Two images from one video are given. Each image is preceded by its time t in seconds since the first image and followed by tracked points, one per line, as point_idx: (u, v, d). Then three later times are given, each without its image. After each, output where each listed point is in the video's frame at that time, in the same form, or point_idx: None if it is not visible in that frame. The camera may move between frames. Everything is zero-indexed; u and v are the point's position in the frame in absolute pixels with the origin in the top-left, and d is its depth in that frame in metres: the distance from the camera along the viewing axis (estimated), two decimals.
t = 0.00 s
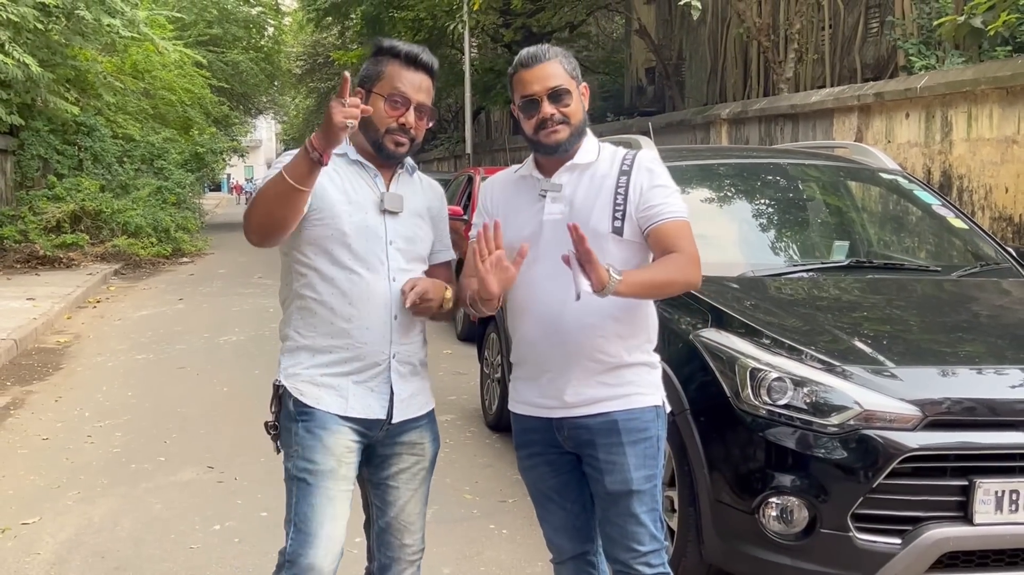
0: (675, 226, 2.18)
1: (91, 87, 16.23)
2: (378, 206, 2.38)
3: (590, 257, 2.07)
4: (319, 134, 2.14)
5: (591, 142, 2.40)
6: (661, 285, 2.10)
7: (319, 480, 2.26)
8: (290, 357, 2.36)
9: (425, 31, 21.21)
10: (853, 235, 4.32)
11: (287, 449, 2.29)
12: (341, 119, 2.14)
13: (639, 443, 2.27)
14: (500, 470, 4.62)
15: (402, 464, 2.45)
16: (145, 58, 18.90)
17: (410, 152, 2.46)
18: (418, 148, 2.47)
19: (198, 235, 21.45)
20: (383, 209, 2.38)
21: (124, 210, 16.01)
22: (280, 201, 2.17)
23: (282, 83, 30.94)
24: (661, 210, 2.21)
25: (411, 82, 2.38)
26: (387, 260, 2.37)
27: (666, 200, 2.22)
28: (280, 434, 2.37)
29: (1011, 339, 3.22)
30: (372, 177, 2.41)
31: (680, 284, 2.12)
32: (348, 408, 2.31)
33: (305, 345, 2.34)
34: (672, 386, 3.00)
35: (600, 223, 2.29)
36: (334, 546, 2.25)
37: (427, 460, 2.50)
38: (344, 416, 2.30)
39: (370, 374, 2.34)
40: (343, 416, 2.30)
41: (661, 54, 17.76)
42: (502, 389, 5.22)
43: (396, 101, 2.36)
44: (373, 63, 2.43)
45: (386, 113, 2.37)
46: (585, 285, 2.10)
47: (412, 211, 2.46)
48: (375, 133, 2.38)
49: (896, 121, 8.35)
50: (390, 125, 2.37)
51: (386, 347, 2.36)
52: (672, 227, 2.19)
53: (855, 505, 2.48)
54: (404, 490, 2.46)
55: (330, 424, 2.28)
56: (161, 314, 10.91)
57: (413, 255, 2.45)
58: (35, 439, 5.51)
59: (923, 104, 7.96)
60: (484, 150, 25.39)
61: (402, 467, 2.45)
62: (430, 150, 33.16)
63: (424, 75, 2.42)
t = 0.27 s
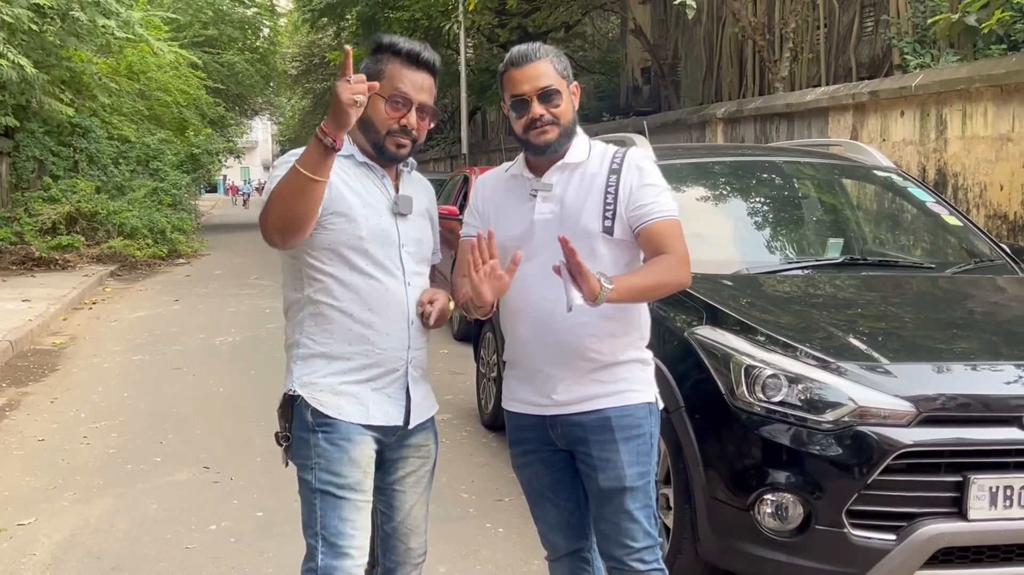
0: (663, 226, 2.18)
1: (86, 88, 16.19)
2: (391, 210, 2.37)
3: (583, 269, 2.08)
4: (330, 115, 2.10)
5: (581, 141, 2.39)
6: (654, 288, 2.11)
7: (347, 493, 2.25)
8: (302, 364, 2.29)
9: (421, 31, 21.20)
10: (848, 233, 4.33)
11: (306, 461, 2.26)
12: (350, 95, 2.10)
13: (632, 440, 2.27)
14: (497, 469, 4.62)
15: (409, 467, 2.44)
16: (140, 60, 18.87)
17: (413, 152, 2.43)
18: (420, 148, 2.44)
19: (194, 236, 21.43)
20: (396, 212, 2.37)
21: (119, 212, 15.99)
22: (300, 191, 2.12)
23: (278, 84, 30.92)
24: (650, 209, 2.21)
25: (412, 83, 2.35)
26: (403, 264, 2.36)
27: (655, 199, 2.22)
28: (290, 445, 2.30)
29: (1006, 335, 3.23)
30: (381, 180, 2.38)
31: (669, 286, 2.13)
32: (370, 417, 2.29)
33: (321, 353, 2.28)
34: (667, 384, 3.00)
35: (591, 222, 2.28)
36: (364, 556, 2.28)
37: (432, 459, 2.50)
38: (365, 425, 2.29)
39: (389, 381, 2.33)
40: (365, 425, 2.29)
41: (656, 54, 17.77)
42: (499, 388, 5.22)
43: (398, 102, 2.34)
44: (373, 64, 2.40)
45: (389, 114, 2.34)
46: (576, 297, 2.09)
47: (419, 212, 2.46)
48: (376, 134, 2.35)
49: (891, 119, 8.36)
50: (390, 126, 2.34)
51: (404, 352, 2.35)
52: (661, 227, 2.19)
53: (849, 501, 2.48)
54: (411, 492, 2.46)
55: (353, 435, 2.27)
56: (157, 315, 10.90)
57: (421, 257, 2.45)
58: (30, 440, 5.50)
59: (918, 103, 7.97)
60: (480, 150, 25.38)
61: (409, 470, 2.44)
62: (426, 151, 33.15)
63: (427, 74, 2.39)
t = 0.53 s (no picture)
0: (654, 226, 2.19)
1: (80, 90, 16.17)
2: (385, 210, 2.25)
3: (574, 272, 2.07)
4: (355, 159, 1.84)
5: (573, 141, 2.40)
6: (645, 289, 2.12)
7: (356, 518, 2.14)
8: (304, 377, 2.13)
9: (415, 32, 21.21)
10: (842, 232, 4.34)
11: (310, 484, 2.12)
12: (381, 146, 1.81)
13: (622, 435, 2.27)
14: (492, 469, 4.62)
15: (403, 477, 2.39)
16: (134, 61, 18.85)
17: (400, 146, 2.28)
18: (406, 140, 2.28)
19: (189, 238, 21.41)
20: (390, 212, 2.25)
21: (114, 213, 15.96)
22: (315, 219, 1.93)
23: (272, 85, 30.91)
24: (642, 210, 2.22)
25: (399, 74, 2.15)
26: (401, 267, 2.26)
27: (646, 200, 2.23)
28: (291, 468, 2.15)
29: (998, 333, 3.24)
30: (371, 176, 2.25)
31: (660, 286, 2.14)
32: (378, 433, 2.18)
33: (325, 365, 2.13)
34: (661, 382, 3.01)
35: (582, 223, 2.29)
36: None
37: (422, 465, 2.44)
38: (373, 442, 2.17)
39: (393, 390, 2.23)
40: (373, 442, 2.18)
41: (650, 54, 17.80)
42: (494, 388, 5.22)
43: (385, 94, 2.14)
44: (354, 53, 2.18)
45: (375, 109, 2.14)
46: (569, 301, 2.08)
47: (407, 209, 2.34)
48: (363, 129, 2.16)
49: (884, 118, 8.39)
50: (379, 121, 2.14)
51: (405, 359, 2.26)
52: (653, 228, 2.19)
53: (842, 498, 2.49)
54: (405, 502, 2.42)
55: (361, 455, 2.16)
56: (151, 316, 10.89)
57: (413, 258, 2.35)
58: (25, 442, 5.49)
59: (911, 102, 8.00)
60: (475, 151, 25.40)
61: (403, 480, 2.39)
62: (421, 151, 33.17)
63: (412, 64, 2.19)
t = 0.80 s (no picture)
0: (657, 228, 2.19)
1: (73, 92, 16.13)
2: (375, 202, 2.24)
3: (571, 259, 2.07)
4: (349, 156, 1.82)
5: (575, 141, 2.40)
6: (643, 288, 2.11)
7: (352, 528, 2.15)
8: (300, 382, 2.11)
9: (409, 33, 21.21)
10: (835, 232, 4.35)
11: (306, 493, 2.12)
12: (377, 140, 1.78)
13: (613, 444, 2.27)
14: (487, 469, 4.63)
15: (400, 477, 2.39)
16: (127, 63, 18.82)
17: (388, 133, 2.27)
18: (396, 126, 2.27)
19: (182, 240, 21.37)
20: (380, 204, 2.24)
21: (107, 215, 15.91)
22: (306, 219, 1.91)
23: (266, 87, 30.88)
24: (644, 212, 2.22)
25: (387, 57, 2.15)
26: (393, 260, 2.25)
27: (648, 202, 2.22)
28: (286, 475, 2.13)
29: (991, 331, 3.26)
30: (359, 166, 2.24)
31: (661, 287, 2.13)
32: (376, 438, 2.19)
33: (321, 369, 2.12)
34: (656, 382, 3.02)
35: (582, 225, 2.30)
36: None
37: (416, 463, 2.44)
38: (370, 447, 2.18)
39: (390, 392, 2.24)
40: (370, 448, 2.19)
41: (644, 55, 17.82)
42: (489, 388, 5.23)
43: (373, 79, 2.13)
44: (340, 36, 2.18)
45: (362, 93, 2.13)
46: (564, 288, 2.09)
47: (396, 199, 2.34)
48: (350, 114, 2.15)
49: (877, 118, 8.42)
50: (367, 106, 2.13)
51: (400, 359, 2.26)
52: (654, 230, 2.19)
53: (836, 496, 2.50)
54: (399, 500, 2.42)
55: (357, 464, 2.16)
56: (146, 318, 10.87)
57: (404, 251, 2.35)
58: (20, 444, 5.48)
59: (904, 102, 8.02)
60: (469, 152, 25.39)
61: (400, 480, 2.39)
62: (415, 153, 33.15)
63: (401, 47, 2.19)
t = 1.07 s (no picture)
0: (671, 236, 2.11)
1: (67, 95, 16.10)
2: (366, 205, 2.25)
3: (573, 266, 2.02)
4: (341, 157, 1.81)
5: (598, 141, 2.37)
6: (649, 300, 2.03)
7: (347, 536, 2.16)
8: (292, 389, 2.11)
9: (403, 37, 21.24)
10: (830, 234, 4.36)
11: (301, 501, 2.12)
12: (369, 141, 1.78)
13: (618, 465, 2.24)
14: (483, 472, 4.63)
15: (398, 482, 2.39)
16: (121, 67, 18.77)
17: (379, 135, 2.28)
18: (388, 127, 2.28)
19: (177, 244, 21.34)
20: (371, 208, 2.25)
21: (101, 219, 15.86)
22: (297, 223, 1.90)
23: (260, 90, 30.87)
24: (658, 217, 2.14)
25: (377, 55, 2.16)
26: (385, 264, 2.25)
27: (664, 206, 2.15)
28: (280, 485, 2.13)
29: (985, 333, 3.27)
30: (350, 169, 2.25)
31: (674, 298, 2.04)
32: (370, 444, 2.20)
33: (315, 376, 2.12)
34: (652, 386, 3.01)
35: (594, 230, 2.27)
36: None
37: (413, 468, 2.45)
38: (365, 454, 2.19)
39: (385, 399, 2.24)
40: (364, 455, 2.19)
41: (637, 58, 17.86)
42: (484, 391, 5.23)
43: (363, 79, 2.14)
44: (329, 35, 2.19)
45: (352, 93, 2.14)
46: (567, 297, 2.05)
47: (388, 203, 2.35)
48: (340, 115, 2.16)
49: (870, 121, 8.45)
50: (356, 106, 2.14)
51: (395, 365, 2.27)
52: (669, 236, 2.11)
53: (832, 498, 2.51)
54: (397, 506, 2.43)
55: (352, 471, 2.16)
56: (140, 322, 10.85)
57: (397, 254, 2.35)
58: (14, 448, 5.47)
59: (897, 105, 8.05)
60: (464, 155, 25.41)
61: (398, 485, 2.39)
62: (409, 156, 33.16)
63: (390, 46, 2.21)
